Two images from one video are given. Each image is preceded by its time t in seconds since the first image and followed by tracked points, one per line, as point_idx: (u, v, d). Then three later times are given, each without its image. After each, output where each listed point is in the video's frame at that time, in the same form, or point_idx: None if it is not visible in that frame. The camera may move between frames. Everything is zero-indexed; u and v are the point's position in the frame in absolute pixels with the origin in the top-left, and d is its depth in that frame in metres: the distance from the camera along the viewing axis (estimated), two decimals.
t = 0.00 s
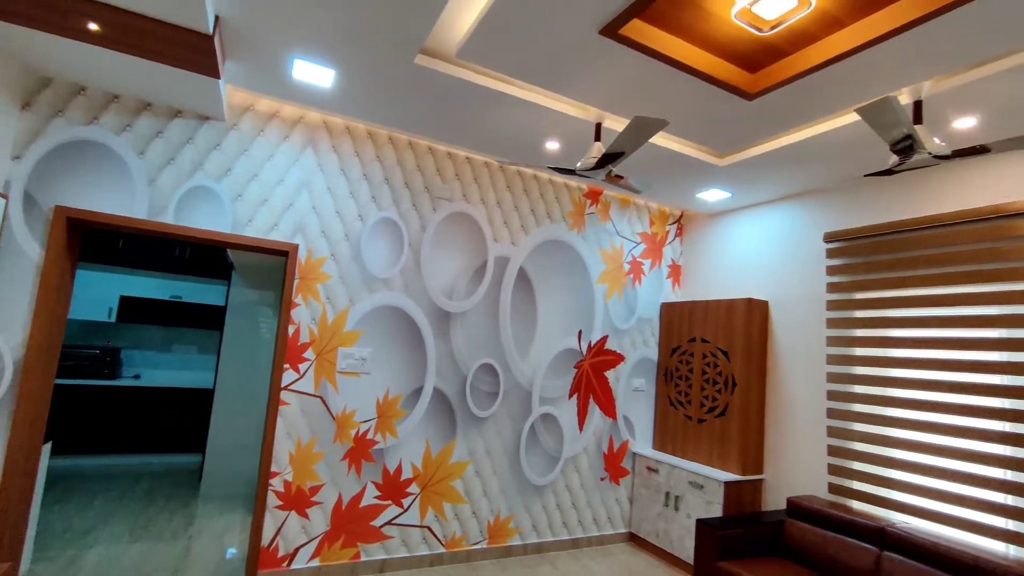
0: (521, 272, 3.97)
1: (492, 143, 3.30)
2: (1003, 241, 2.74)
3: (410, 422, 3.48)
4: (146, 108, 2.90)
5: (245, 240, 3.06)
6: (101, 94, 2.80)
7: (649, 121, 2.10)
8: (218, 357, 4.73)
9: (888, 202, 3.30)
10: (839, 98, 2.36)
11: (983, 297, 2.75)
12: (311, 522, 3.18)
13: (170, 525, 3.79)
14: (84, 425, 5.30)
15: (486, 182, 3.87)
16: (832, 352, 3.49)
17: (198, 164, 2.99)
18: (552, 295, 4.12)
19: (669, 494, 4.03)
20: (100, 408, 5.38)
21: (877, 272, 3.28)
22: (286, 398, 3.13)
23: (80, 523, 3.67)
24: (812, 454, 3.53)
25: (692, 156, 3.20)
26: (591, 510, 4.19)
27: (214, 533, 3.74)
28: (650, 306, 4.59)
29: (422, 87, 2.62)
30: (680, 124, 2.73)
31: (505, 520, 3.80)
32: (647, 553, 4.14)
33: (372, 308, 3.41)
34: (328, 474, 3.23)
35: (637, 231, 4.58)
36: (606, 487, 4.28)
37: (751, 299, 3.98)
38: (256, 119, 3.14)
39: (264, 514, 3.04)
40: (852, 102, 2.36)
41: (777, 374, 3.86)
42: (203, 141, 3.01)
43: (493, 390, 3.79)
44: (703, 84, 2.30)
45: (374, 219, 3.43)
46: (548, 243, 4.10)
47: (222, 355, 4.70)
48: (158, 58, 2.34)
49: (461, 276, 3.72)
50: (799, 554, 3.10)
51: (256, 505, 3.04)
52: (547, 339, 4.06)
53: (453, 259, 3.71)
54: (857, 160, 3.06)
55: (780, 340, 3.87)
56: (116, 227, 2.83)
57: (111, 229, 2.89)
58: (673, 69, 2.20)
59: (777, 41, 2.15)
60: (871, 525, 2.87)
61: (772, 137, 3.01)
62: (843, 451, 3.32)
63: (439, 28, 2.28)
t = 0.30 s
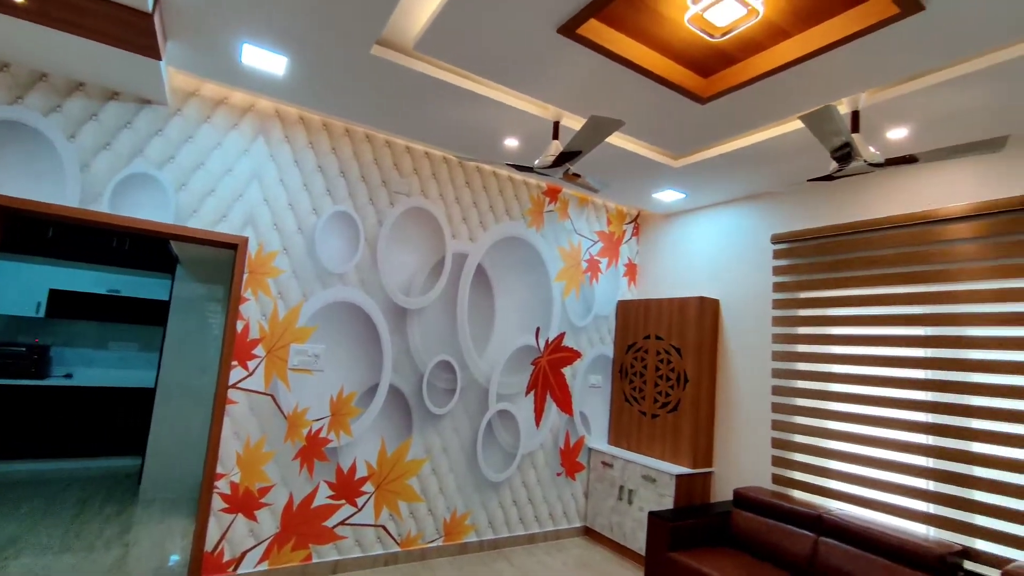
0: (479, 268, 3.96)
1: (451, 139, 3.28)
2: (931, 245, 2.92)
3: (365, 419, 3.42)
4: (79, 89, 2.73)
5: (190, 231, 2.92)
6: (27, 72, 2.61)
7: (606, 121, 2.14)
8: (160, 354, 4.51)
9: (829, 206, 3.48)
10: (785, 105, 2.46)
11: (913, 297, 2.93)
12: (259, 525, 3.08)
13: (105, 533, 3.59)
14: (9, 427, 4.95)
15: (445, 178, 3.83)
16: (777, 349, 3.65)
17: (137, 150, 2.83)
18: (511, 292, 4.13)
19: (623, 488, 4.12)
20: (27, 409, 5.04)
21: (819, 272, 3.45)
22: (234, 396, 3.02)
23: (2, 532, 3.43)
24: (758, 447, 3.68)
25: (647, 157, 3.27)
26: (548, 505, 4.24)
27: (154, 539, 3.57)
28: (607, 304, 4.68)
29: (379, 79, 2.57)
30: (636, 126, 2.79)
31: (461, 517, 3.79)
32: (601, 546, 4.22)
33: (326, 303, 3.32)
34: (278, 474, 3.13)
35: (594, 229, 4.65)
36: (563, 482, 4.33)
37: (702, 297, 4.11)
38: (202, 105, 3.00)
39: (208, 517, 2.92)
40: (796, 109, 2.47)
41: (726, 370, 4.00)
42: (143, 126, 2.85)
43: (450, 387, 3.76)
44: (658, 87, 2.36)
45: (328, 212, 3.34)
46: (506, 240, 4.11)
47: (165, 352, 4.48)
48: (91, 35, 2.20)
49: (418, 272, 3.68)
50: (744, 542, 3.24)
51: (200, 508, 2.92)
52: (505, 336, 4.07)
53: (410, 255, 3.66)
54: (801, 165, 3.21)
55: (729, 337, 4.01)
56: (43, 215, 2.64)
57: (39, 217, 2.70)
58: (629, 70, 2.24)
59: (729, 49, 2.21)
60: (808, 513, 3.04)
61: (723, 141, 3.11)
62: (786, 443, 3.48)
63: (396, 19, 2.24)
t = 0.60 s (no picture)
0: (436, 262, 3.92)
1: (408, 130, 3.22)
2: (867, 246, 3.09)
3: (318, 416, 3.33)
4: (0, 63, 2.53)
5: (127, 220, 2.76)
6: None
7: (562, 117, 2.16)
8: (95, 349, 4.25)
9: (775, 207, 3.62)
10: (735, 109, 2.54)
11: (850, 295, 3.09)
12: (203, 528, 2.95)
13: (31, 541, 3.36)
14: None
15: (402, 171, 3.77)
16: (726, 344, 3.78)
17: (67, 132, 2.65)
18: (469, 287, 4.11)
19: (578, 481, 4.19)
20: None
21: (766, 270, 3.59)
22: (175, 393, 2.88)
23: None
24: (706, 438, 3.81)
25: (604, 154, 3.31)
26: (504, 499, 4.26)
27: (87, 546, 3.37)
28: (564, 300, 4.73)
29: (332, 67, 2.50)
30: (593, 124, 2.82)
31: (417, 513, 3.76)
32: (556, 539, 4.28)
33: (277, 297, 3.21)
34: (224, 474, 3.02)
35: (553, 225, 4.68)
36: (519, 476, 4.36)
37: (656, 294, 4.21)
38: (141, 86, 2.84)
39: (147, 521, 2.78)
40: (745, 113, 2.55)
41: (678, 365, 4.12)
42: (74, 107, 2.67)
43: (406, 382, 3.72)
44: (614, 85, 2.39)
45: (279, 202, 3.23)
46: (464, 234, 4.09)
47: (99, 346, 4.24)
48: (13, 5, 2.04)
49: (374, 265, 3.61)
50: (693, 531, 3.35)
51: (137, 512, 2.77)
52: (463, 331, 4.05)
53: (366, 248, 3.58)
54: (750, 167, 3.33)
55: (681, 333, 4.13)
56: None
57: None
58: (586, 67, 2.26)
59: (683, 51, 2.26)
60: (753, 501, 3.18)
61: (677, 141, 3.19)
62: (732, 434, 3.61)
63: (350, 5, 2.18)
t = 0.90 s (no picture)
0: (392, 255, 3.85)
1: (363, 120, 3.14)
2: (809, 245, 3.24)
3: (267, 413, 3.22)
4: None
5: (55, 205, 2.58)
6: None
7: (519, 112, 2.16)
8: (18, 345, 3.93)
9: (725, 206, 3.75)
10: (687, 109, 2.61)
11: (793, 291, 3.24)
12: (140, 532, 2.81)
13: None
14: None
15: (358, 161, 3.68)
16: (677, 338, 3.89)
17: None
18: (426, 281, 4.06)
19: (534, 474, 4.23)
20: None
21: (715, 267, 3.71)
22: (109, 391, 2.72)
23: None
24: (657, 430, 3.92)
25: (561, 150, 3.33)
26: (460, 493, 4.25)
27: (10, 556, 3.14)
28: (522, 294, 4.74)
29: (282, 51, 2.40)
30: (550, 120, 2.83)
31: (371, 510, 3.70)
32: (512, 531, 4.32)
33: (223, 290, 3.07)
34: (164, 475, 2.88)
35: (511, 220, 4.68)
36: (475, 470, 4.36)
37: (612, 289, 4.28)
38: (71, 62, 2.64)
39: (76, 527, 2.61)
40: (696, 113, 2.62)
41: (631, 358, 4.21)
42: None
43: (360, 377, 3.64)
44: (571, 81, 2.41)
45: (226, 191, 3.09)
46: (422, 227, 4.03)
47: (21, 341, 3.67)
48: None
49: (328, 258, 3.51)
50: (644, 520, 3.44)
51: (65, 518, 2.61)
52: (419, 325, 4.00)
53: (319, 240, 3.48)
54: (701, 166, 3.43)
55: (635, 327, 4.22)
56: None
57: None
58: (543, 62, 2.26)
59: (638, 50, 2.30)
60: (700, 489, 3.29)
61: (632, 139, 3.24)
62: (682, 426, 3.73)
63: None
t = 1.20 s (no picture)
0: (346, 248, 3.75)
1: (314, 107, 3.04)
2: (753, 242, 3.38)
3: (210, 410, 3.08)
4: None
5: None
6: None
7: (475, 104, 2.13)
8: None
9: (676, 204, 3.85)
10: (639, 108, 2.66)
11: (738, 287, 3.36)
12: (67, 539, 2.63)
13: None
14: None
15: (309, 150, 3.56)
16: (629, 332, 3.98)
17: None
18: (380, 274, 3.98)
19: (489, 467, 4.25)
20: None
21: (666, 263, 3.82)
22: (31, 389, 2.53)
23: None
24: (610, 422, 4.01)
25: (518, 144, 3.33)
26: (414, 489, 4.21)
27: None
28: (478, 288, 4.73)
29: (226, 31, 2.29)
30: (506, 114, 2.82)
31: (322, 508, 3.61)
32: (467, 525, 4.32)
33: (161, 281, 2.91)
34: (95, 478, 2.71)
35: (467, 214, 4.65)
36: (430, 465, 4.33)
37: (566, 284, 4.33)
38: None
39: None
40: (649, 112, 2.68)
41: (585, 352, 4.27)
42: None
43: (310, 372, 3.54)
44: (527, 75, 2.41)
45: (164, 177, 2.92)
46: (376, 219, 3.94)
47: None
48: None
49: (277, 249, 3.38)
50: (596, 510, 3.52)
51: None
52: (373, 319, 3.91)
53: (267, 230, 3.34)
54: (654, 164, 3.51)
55: (589, 321, 4.29)
56: None
57: None
58: (498, 55, 2.25)
59: (593, 47, 2.32)
60: (649, 479, 3.39)
61: (588, 136, 3.28)
62: (633, 418, 3.82)
63: None
